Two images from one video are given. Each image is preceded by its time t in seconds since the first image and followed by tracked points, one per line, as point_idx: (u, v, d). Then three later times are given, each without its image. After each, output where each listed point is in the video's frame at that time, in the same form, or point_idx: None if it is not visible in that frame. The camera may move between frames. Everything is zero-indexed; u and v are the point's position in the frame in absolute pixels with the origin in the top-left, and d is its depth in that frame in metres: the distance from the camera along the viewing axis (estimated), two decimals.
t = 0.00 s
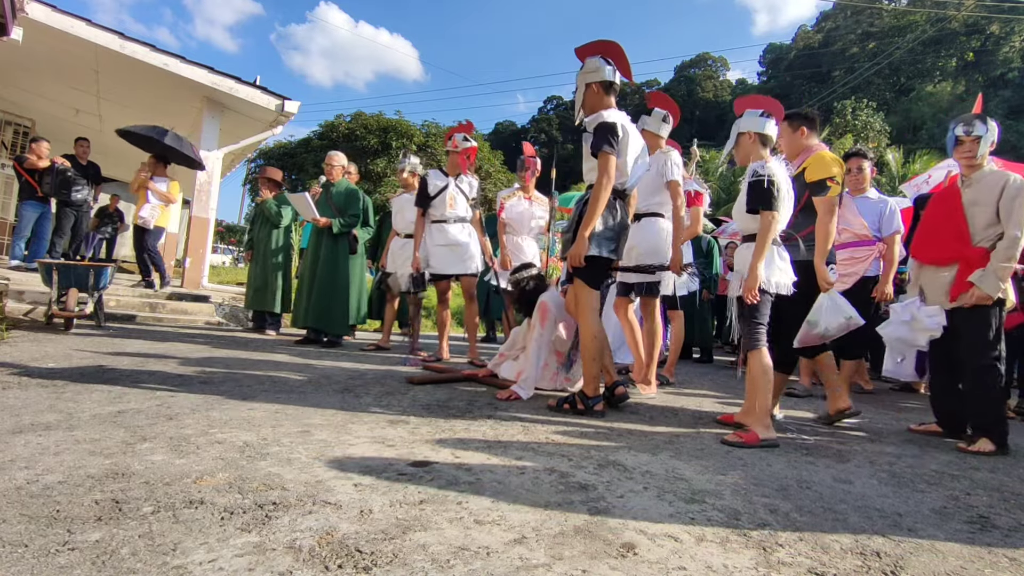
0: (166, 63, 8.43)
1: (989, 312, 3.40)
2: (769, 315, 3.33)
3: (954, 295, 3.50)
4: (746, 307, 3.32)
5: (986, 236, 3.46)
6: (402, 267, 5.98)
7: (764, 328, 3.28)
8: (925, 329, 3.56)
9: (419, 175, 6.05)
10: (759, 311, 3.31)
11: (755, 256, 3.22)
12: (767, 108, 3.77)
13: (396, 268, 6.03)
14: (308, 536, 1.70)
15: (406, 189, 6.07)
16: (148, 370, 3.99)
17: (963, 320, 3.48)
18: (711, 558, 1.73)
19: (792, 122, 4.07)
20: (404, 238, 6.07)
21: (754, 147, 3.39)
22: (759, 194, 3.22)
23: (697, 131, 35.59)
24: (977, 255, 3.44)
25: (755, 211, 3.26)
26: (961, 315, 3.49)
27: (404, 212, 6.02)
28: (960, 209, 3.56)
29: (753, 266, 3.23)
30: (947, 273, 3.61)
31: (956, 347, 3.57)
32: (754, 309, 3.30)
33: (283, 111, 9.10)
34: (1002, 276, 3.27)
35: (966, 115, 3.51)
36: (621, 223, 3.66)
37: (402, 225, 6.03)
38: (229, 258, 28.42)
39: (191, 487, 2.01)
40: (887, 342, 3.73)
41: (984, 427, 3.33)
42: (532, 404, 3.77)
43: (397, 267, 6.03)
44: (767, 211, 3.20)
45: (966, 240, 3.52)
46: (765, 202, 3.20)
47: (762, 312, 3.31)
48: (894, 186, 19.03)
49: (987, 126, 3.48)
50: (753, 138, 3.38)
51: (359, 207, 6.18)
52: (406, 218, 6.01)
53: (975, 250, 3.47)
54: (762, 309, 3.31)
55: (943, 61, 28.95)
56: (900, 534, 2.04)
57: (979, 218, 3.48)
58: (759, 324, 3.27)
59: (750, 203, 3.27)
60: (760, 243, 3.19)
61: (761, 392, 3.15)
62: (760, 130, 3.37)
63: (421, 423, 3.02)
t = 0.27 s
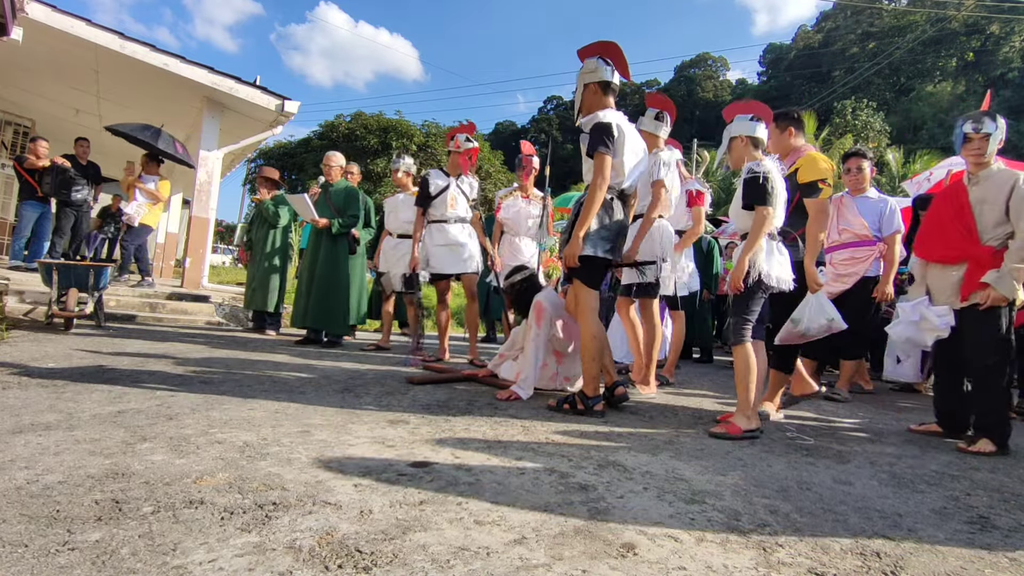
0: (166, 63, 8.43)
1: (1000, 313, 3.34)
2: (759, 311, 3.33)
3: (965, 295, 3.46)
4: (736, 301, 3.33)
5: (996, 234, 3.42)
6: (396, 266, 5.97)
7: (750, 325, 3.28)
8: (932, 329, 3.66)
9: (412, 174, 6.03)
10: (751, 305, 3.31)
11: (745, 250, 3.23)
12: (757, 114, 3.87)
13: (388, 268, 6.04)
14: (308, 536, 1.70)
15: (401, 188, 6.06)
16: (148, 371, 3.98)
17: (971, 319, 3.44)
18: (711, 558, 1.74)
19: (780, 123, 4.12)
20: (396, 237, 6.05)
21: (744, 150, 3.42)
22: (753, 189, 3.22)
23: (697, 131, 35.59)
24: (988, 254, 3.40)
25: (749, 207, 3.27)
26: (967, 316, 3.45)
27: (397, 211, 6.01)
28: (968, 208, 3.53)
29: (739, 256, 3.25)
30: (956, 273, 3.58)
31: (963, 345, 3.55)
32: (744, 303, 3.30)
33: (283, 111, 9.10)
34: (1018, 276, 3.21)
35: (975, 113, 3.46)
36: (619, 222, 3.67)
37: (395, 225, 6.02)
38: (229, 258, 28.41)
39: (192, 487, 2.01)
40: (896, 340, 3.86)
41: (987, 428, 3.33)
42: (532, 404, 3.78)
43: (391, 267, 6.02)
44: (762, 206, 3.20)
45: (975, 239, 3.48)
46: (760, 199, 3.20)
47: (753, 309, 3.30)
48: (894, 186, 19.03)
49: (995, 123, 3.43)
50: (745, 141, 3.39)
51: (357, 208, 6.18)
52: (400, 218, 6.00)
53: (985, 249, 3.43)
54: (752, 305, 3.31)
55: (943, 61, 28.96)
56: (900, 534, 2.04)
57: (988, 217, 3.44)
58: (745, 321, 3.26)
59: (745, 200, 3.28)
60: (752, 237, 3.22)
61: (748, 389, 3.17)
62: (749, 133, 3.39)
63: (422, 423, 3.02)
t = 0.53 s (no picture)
0: (166, 63, 8.43)
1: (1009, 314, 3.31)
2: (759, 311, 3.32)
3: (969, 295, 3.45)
4: (734, 301, 3.33)
5: (1001, 233, 3.41)
6: (393, 266, 5.96)
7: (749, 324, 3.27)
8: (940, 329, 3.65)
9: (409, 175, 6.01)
10: (749, 305, 3.30)
11: (745, 248, 3.23)
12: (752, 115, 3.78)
13: (383, 268, 6.01)
14: (308, 536, 1.70)
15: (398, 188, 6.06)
16: (148, 370, 3.98)
17: (977, 319, 3.43)
18: (711, 558, 1.74)
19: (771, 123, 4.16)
20: (392, 237, 6.03)
21: (742, 152, 3.44)
22: (755, 187, 3.23)
23: (697, 131, 35.59)
24: (993, 253, 3.39)
25: (751, 206, 3.27)
26: (976, 316, 3.43)
27: (394, 212, 6.00)
28: (972, 207, 3.52)
29: (740, 255, 3.25)
30: (961, 272, 3.56)
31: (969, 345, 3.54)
32: (743, 303, 3.30)
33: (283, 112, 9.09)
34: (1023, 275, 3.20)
35: (980, 111, 3.47)
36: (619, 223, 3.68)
37: (391, 225, 6.01)
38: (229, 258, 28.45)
39: (192, 487, 2.01)
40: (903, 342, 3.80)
41: (987, 427, 3.33)
42: (532, 404, 3.77)
43: (386, 266, 6.00)
44: (766, 205, 3.20)
45: (980, 238, 3.47)
46: (760, 198, 3.21)
47: (751, 307, 3.30)
48: (894, 186, 19.04)
49: (1001, 122, 3.43)
50: (740, 141, 3.43)
51: (356, 209, 6.18)
52: (397, 218, 5.99)
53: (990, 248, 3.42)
54: (751, 305, 3.31)
55: (943, 61, 28.97)
56: (900, 534, 2.04)
57: (992, 216, 3.43)
58: (742, 320, 3.26)
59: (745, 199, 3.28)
60: (754, 235, 3.21)
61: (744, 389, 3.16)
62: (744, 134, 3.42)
63: (422, 423, 3.02)
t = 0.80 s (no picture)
0: (166, 63, 8.43)
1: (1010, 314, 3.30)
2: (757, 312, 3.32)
3: (970, 295, 3.45)
4: (731, 302, 3.33)
5: (1002, 232, 3.41)
6: (395, 266, 5.98)
7: (750, 326, 3.28)
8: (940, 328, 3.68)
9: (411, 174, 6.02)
10: (746, 306, 3.30)
11: (745, 253, 3.22)
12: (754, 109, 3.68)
13: (386, 268, 6.01)
14: (308, 536, 1.70)
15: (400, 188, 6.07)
16: (148, 370, 3.99)
17: (978, 319, 3.42)
18: (711, 558, 1.74)
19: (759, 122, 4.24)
20: (393, 237, 6.05)
21: (738, 150, 3.44)
22: (746, 191, 3.22)
23: (697, 131, 35.61)
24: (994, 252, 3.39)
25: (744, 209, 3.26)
26: (977, 315, 3.43)
27: (395, 211, 6.02)
28: (974, 206, 3.52)
29: (742, 259, 3.23)
30: (962, 271, 3.57)
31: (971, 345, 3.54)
32: (740, 305, 3.30)
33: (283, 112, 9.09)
34: None
35: (984, 109, 3.46)
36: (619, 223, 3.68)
37: (393, 225, 6.03)
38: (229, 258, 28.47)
39: (192, 487, 2.01)
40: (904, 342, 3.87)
41: (987, 428, 3.33)
42: (532, 405, 3.77)
43: (388, 266, 6.02)
44: (757, 207, 3.19)
45: (981, 237, 3.47)
46: (753, 200, 3.20)
47: (750, 309, 3.30)
48: (894, 186, 19.05)
49: (1004, 121, 3.43)
50: (734, 139, 3.43)
51: (354, 209, 6.17)
52: (398, 218, 6.01)
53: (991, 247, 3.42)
54: (749, 306, 3.31)
55: (943, 61, 28.99)
56: (900, 534, 2.04)
57: (994, 215, 3.44)
58: (743, 323, 3.26)
59: (738, 202, 3.27)
60: (750, 239, 3.20)
61: (738, 393, 3.19)
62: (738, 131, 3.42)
63: (422, 423, 3.02)
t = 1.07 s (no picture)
0: (165, 63, 8.43)
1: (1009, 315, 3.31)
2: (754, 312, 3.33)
3: (970, 295, 3.45)
4: (726, 303, 3.33)
5: (1002, 234, 3.42)
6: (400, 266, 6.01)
7: (748, 327, 3.28)
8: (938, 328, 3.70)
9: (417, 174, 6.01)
10: (742, 307, 3.31)
11: (723, 251, 3.18)
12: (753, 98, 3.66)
13: (392, 268, 6.04)
14: (308, 536, 1.70)
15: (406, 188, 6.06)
16: (148, 370, 3.98)
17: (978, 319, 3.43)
18: (711, 558, 1.74)
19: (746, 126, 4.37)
20: (399, 237, 6.10)
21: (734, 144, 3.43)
22: (733, 186, 3.21)
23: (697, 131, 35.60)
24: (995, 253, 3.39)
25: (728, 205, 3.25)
26: (978, 317, 3.42)
27: (400, 211, 6.03)
28: (974, 206, 3.52)
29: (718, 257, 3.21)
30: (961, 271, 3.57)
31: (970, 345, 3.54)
32: (736, 305, 3.30)
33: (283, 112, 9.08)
34: None
35: (986, 110, 3.44)
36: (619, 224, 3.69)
37: (399, 225, 6.05)
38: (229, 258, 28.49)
39: (191, 487, 2.01)
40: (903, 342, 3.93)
41: (987, 428, 3.33)
42: (532, 404, 3.77)
43: (394, 265, 6.04)
44: (742, 204, 3.17)
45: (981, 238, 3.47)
46: (739, 196, 3.18)
47: (746, 310, 3.31)
48: (894, 185, 19.05)
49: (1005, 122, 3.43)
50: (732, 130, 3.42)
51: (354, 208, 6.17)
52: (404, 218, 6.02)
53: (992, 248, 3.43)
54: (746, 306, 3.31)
55: (943, 61, 29.00)
56: (900, 534, 2.04)
57: (994, 216, 3.44)
58: (741, 324, 3.26)
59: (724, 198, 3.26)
60: (731, 236, 3.17)
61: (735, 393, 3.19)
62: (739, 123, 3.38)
63: (422, 423, 3.02)
